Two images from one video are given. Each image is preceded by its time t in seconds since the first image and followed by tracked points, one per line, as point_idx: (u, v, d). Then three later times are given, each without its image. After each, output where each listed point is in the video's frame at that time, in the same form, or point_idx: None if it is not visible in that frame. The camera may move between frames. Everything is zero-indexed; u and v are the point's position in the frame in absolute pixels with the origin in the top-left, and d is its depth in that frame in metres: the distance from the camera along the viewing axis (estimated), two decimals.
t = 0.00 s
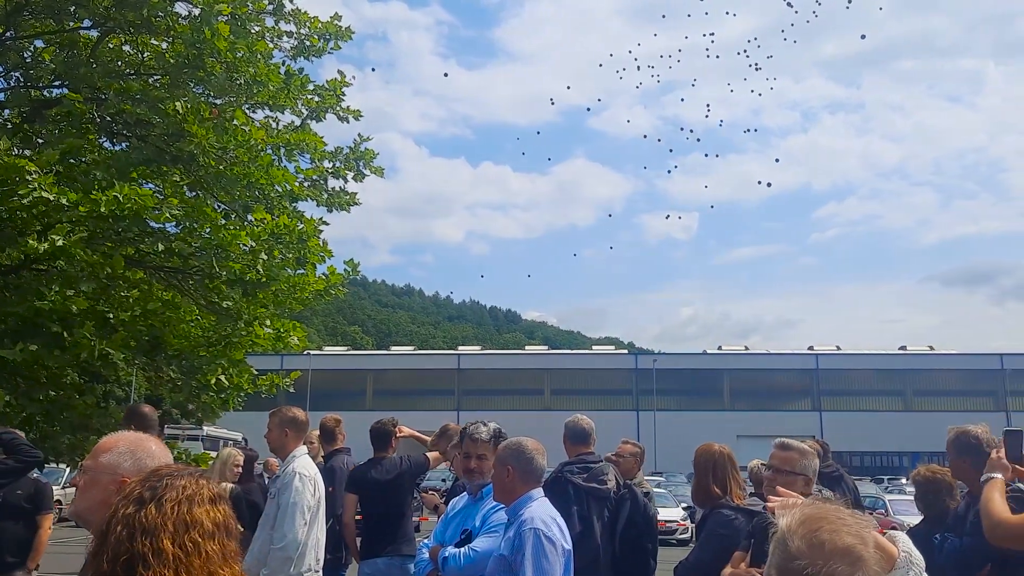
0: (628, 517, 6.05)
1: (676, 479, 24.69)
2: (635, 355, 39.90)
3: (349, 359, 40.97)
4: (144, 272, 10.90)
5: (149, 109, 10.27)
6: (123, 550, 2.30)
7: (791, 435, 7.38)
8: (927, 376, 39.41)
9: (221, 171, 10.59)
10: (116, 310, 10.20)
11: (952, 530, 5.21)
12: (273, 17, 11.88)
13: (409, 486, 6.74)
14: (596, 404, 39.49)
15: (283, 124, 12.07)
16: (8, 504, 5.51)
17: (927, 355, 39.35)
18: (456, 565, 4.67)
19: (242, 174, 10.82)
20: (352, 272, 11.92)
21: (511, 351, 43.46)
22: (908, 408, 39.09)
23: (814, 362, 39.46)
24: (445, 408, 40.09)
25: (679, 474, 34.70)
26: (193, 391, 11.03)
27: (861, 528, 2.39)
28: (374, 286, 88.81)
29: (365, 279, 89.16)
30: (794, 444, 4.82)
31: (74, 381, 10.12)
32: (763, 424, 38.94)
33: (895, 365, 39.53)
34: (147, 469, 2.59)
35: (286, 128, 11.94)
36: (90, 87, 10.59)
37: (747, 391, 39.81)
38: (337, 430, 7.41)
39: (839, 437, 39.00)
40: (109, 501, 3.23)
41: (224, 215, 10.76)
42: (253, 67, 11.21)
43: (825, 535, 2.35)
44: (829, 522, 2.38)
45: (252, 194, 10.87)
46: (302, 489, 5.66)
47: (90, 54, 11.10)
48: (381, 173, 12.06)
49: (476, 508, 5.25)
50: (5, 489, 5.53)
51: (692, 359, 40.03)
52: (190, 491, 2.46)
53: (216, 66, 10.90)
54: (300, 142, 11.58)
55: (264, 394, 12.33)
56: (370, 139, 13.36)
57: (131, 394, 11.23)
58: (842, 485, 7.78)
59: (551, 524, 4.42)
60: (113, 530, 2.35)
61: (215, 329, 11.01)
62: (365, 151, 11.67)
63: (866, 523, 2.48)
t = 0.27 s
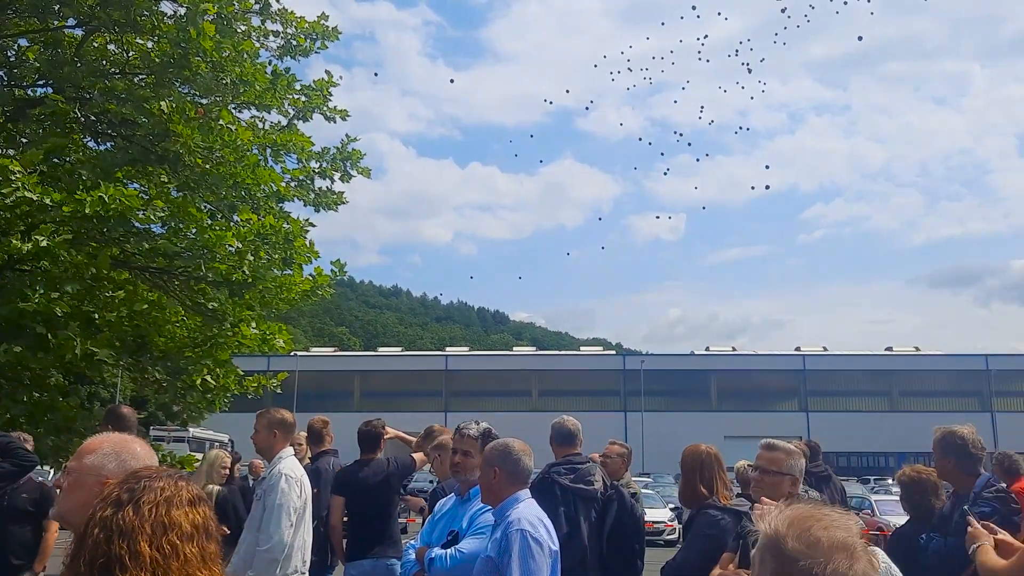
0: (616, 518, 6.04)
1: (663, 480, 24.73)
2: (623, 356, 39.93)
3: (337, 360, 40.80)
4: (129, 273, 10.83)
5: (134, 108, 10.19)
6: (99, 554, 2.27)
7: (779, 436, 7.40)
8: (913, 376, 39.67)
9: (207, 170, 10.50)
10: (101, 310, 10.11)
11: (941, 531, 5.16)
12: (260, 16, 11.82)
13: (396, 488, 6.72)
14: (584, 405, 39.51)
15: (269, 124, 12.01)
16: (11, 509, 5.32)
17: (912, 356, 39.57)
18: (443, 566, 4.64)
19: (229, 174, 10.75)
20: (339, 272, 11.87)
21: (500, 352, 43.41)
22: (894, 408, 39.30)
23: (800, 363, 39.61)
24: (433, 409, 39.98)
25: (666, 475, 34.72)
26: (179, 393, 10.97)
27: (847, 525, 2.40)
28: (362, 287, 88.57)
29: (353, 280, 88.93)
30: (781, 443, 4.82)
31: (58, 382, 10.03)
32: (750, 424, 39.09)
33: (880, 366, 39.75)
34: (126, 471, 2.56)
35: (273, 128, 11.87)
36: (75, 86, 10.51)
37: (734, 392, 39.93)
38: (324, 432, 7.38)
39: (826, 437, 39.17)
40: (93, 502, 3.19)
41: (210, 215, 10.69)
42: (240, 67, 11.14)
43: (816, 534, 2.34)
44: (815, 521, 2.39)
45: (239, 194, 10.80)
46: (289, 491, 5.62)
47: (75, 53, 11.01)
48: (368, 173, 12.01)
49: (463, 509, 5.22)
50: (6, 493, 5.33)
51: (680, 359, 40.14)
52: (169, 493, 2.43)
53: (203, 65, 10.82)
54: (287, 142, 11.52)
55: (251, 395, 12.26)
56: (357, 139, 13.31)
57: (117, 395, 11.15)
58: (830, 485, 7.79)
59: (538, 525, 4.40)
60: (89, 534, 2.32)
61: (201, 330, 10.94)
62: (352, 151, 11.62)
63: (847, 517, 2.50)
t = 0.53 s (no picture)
0: (601, 518, 6.10)
1: (650, 481, 24.80)
2: (610, 357, 40.02)
3: (324, 361, 40.70)
4: (115, 274, 10.81)
5: (121, 109, 10.16)
6: (85, 555, 2.29)
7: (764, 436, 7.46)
8: (897, 377, 39.94)
9: (194, 171, 10.45)
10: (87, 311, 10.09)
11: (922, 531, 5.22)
12: (247, 17, 11.81)
13: (384, 489, 6.75)
14: (571, 405, 39.58)
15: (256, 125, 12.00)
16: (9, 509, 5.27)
17: (897, 357, 39.86)
18: (430, 567, 4.66)
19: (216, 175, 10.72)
20: (327, 274, 11.88)
21: (487, 353, 43.42)
22: (879, 409, 39.56)
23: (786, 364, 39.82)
24: (420, 410, 39.93)
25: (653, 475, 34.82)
26: (165, 393, 10.97)
27: (831, 516, 2.51)
28: (349, 288, 88.36)
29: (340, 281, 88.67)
30: (767, 445, 4.87)
31: (44, 383, 10.00)
32: (736, 425, 39.28)
33: (866, 367, 40.01)
34: (111, 475, 2.59)
35: (260, 129, 11.86)
36: (61, 87, 10.48)
37: (721, 393, 40.10)
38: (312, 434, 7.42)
39: (811, 437, 39.40)
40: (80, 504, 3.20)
41: (196, 216, 10.66)
42: (227, 67, 11.11)
43: (811, 529, 2.40)
44: (801, 516, 2.47)
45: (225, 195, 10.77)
46: (276, 492, 5.64)
47: (60, 53, 10.97)
48: (356, 174, 12.03)
49: (451, 510, 5.24)
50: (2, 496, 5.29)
51: (666, 360, 40.27)
52: (155, 496, 2.46)
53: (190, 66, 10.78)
54: (274, 143, 11.51)
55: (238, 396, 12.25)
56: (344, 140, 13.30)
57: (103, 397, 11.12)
58: (815, 486, 7.86)
59: (523, 525, 4.44)
60: (75, 535, 2.34)
61: (188, 331, 10.92)
62: (340, 152, 11.63)
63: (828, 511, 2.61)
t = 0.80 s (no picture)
0: (588, 517, 6.14)
1: (639, 482, 24.89)
2: (598, 358, 40.08)
3: (312, 362, 40.61)
4: (102, 274, 10.78)
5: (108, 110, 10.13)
6: (74, 555, 2.32)
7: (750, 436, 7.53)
8: (883, 377, 40.21)
9: (182, 170, 10.43)
10: (74, 312, 10.07)
11: (907, 529, 5.34)
12: (235, 18, 11.82)
13: (371, 489, 6.78)
14: (560, 407, 39.68)
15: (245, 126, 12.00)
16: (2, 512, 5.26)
17: (883, 358, 40.14)
18: (419, 567, 4.68)
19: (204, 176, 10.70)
20: (315, 275, 11.88)
21: (475, 355, 43.41)
22: (865, 409, 39.83)
23: (774, 365, 40.02)
24: (408, 411, 39.88)
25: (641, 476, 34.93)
26: (154, 394, 10.90)
27: (820, 509, 2.60)
28: (338, 289, 88.11)
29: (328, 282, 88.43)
30: (758, 445, 4.93)
31: (31, 384, 9.98)
32: (724, 426, 39.48)
33: (852, 368, 40.25)
34: (99, 475, 2.61)
35: (248, 129, 11.85)
36: (48, 87, 10.45)
37: (708, 394, 40.27)
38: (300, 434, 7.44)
39: (798, 438, 39.62)
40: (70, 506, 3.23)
41: (185, 217, 10.63)
42: (215, 68, 11.07)
43: (808, 522, 2.50)
44: (795, 510, 2.56)
45: (213, 196, 10.73)
46: (266, 493, 5.66)
47: (48, 53, 10.93)
48: (345, 175, 12.05)
49: (440, 511, 5.26)
50: None
51: (654, 361, 40.39)
52: (142, 496, 2.49)
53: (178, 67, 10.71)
54: (263, 144, 11.51)
55: (226, 397, 12.23)
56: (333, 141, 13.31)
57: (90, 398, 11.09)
58: (800, 487, 7.94)
59: (510, 526, 4.48)
60: (63, 535, 2.37)
61: (176, 332, 10.87)
62: (328, 152, 11.65)
63: (819, 507, 2.70)
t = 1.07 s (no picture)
0: (578, 520, 6.10)
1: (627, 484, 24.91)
2: (588, 360, 40.08)
3: (300, 364, 40.45)
4: (88, 276, 10.68)
5: (94, 110, 10.03)
6: (51, 559, 2.26)
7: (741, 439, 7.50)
8: (871, 380, 40.39)
9: (169, 171, 10.33)
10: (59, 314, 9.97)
11: (896, 530, 5.34)
12: (223, 19, 11.75)
13: (359, 492, 6.73)
14: (549, 409, 39.70)
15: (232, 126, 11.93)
16: None
17: (871, 361, 40.33)
18: (408, 569, 4.61)
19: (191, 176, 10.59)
20: (303, 277, 11.80)
21: (464, 356, 43.34)
22: (853, 411, 39.99)
23: (762, 367, 40.15)
24: (397, 414, 39.77)
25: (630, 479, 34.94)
26: (140, 397, 10.73)
27: (797, 503, 2.71)
28: (327, 291, 87.85)
29: (317, 284, 88.18)
30: (752, 447, 4.89)
31: (15, 387, 9.86)
32: (713, 428, 39.56)
33: (840, 370, 40.42)
34: (79, 478, 2.56)
35: (236, 130, 11.77)
36: (34, 86, 10.33)
37: (698, 396, 40.34)
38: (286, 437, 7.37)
39: (786, 440, 39.74)
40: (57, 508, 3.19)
41: (172, 218, 10.53)
42: (203, 69, 10.98)
43: (786, 515, 2.60)
44: (775, 504, 2.66)
45: (201, 197, 10.62)
46: (253, 496, 5.60)
47: (33, 53, 10.81)
48: (334, 177, 11.99)
49: (429, 514, 5.21)
50: None
51: (644, 364, 40.43)
52: (122, 499, 2.44)
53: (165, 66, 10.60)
54: (250, 146, 11.44)
55: (213, 399, 12.12)
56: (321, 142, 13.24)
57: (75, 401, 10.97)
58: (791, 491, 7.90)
59: (498, 528, 4.44)
60: (40, 540, 2.31)
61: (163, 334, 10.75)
62: (317, 154, 11.59)
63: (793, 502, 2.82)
